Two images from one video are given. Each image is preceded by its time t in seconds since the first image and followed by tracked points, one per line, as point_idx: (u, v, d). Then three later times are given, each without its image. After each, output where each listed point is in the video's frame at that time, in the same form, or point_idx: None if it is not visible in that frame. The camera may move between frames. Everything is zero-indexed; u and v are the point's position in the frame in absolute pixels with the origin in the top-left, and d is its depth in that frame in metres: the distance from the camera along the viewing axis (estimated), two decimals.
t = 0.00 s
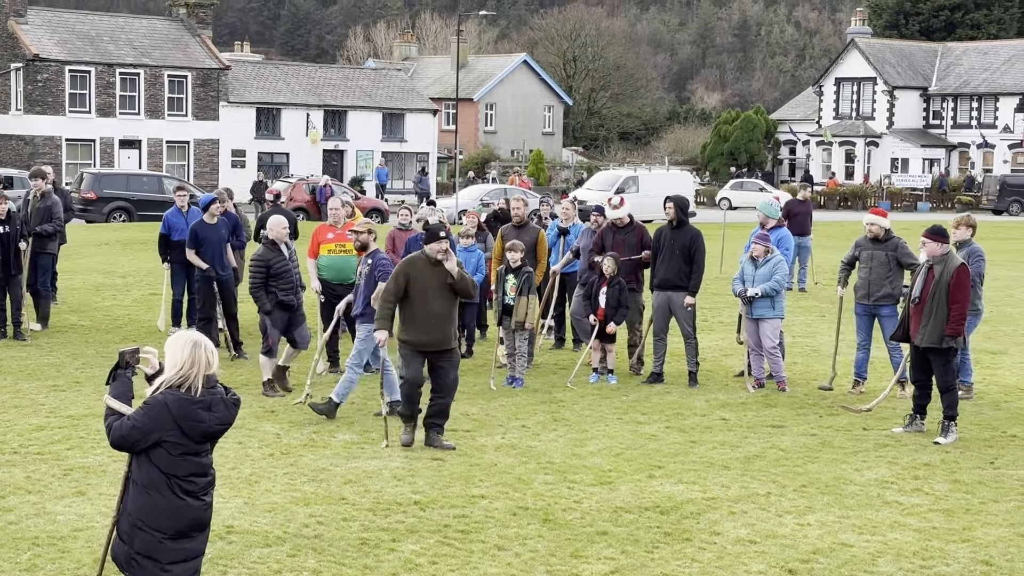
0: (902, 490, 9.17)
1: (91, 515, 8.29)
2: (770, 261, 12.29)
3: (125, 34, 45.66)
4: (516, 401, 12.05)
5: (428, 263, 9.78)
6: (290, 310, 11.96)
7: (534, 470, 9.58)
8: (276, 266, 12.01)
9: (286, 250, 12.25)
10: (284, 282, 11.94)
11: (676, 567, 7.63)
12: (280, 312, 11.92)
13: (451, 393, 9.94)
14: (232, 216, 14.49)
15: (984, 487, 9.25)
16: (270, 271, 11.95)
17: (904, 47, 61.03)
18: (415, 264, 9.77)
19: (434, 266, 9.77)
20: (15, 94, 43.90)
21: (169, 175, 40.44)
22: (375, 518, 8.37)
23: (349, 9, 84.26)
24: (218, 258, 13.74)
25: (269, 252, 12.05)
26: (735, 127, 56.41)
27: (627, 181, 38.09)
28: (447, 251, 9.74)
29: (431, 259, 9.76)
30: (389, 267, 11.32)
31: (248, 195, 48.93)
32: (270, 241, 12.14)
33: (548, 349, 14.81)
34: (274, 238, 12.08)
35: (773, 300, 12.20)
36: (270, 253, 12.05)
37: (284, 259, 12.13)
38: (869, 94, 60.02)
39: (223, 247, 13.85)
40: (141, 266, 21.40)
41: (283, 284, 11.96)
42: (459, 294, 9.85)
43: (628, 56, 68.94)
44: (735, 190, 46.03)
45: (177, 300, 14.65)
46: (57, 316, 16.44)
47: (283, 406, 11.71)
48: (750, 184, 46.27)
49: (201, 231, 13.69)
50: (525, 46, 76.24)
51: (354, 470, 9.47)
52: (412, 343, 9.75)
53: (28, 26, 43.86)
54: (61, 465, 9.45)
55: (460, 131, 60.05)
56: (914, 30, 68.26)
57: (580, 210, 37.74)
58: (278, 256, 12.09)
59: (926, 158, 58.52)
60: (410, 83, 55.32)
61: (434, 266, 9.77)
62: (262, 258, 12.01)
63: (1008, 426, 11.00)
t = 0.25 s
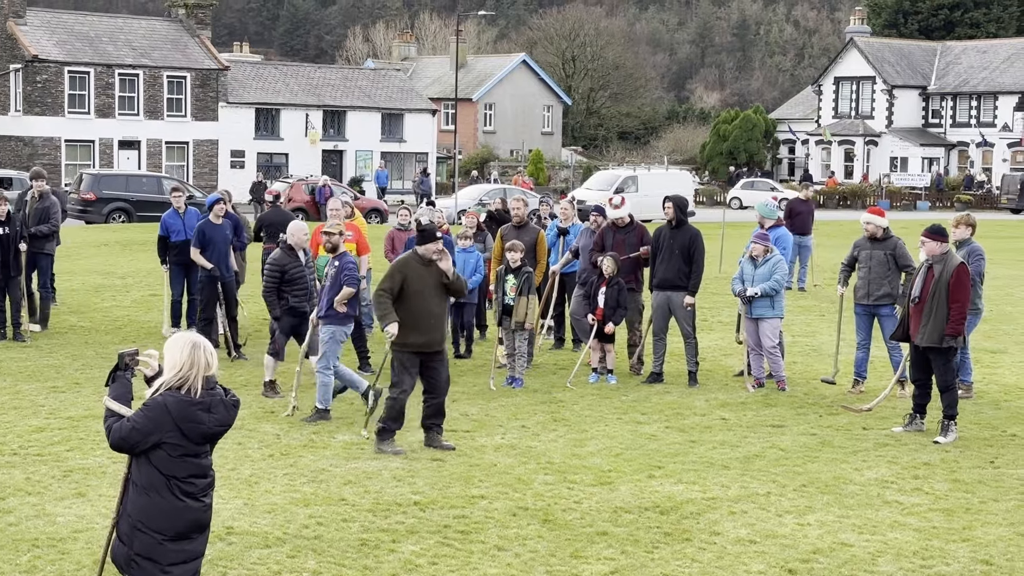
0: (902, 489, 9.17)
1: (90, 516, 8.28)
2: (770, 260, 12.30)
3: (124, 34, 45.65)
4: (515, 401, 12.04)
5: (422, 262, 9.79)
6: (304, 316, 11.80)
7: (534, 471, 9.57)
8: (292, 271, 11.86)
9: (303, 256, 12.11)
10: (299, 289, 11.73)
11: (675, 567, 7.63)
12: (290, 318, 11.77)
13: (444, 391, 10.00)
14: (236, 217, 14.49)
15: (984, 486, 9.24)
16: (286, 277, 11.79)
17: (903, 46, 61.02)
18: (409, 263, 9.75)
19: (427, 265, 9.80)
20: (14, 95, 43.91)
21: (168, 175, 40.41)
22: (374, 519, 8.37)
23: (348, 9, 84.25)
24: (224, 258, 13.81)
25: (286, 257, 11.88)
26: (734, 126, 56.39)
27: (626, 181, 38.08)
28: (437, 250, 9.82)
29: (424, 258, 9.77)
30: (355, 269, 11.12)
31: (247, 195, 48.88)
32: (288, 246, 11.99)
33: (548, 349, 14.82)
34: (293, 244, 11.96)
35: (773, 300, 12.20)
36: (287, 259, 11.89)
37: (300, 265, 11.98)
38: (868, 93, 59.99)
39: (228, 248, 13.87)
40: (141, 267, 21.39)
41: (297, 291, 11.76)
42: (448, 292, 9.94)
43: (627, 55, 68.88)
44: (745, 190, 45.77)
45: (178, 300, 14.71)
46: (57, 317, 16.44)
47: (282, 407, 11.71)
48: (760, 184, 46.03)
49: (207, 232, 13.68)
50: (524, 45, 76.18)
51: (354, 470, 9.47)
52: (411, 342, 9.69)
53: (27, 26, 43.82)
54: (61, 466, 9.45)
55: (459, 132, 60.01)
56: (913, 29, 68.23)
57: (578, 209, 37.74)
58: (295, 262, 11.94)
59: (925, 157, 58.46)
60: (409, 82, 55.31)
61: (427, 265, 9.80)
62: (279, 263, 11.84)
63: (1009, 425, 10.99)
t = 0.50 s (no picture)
0: (905, 487, 9.17)
1: (94, 516, 8.29)
2: (773, 259, 12.29)
3: (126, 34, 45.67)
4: (519, 400, 12.04)
5: (411, 265, 9.86)
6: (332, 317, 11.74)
7: (538, 470, 9.58)
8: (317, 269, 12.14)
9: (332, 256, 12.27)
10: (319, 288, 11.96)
11: (679, 566, 7.63)
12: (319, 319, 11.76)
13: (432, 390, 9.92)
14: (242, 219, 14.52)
15: (988, 485, 9.24)
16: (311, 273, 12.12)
17: (905, 44, 61.04)
18: (402, 267, 9.80)
19: (415, 267, 9.86)
20: (17, 95, 43.91)
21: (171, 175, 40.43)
22: (378, 519, 8.37)
23: (350, 8, 84.22)
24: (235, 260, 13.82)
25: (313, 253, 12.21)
26: (737, 125, 56.36)
27: (628, 180, 38.09)
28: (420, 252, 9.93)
29: (414, 261, 9.84)
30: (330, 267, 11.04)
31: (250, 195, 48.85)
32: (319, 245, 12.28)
33: (550, 347, 14.81)
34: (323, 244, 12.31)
35: (776, 299, 12.20)
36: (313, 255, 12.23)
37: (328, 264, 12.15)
38: (871, 91, 59.99)
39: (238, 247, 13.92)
40: (143, 267, 21.40)
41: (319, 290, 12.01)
42: (433, 291, 10.09)
43: (629, 54, 68.86)
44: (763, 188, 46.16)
45: (179, 299, 14.66)
46: (60, 317, 16.45)
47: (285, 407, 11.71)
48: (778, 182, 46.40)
49: (218, 230, 13.72)
50: (526, 45, 76.14)
51: (357, 470, 9.48)
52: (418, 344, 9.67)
53: (29, 27, 43.86)
54: (64, 467, 9.45)
55: (461, 131, 60.00)
56: (915, 27, 68.21)
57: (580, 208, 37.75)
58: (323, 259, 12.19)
59: (928, 155, 58.43)
60: (411, 82, 55.30)
61: (416, 267, 9.87)
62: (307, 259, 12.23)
63: (1012, 423, 10.98)
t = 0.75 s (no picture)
0: (911, 485, 9.16)
1: (100, 515, 8.31)
2: (778, 257, 12.29)
3: (129, 34, 45.70)
4: (524, 398, 12.04)
5: (410, 264, 9.69)
6: (348, 312, 11.85)
7: (543, 468, 9.57)
8: (338, 263, 11.87)
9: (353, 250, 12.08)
10: (343, 282, 11.79)
11: (685, 564, 7.63)
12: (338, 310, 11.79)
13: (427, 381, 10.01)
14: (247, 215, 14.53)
15: (993, 482, 9.23)
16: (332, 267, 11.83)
17: (909, 42, 60.97)
18: (402, 269, 9.62)
19: (413, 267, 9.70)
20: (21, 95, 43.98)
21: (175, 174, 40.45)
22: (384, 517, 8.38)
23: (354, 7, 84.25)
24: (243, 256, 13.91)
25: (334, 248, 11.91)
26: (740, 122, 56.33)
27: (632, 178, 38.09)
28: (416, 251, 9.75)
29: (413, 260, 9.69)
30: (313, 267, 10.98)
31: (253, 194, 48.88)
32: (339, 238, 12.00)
33: (555, 345, 14.79)
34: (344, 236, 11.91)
35: (781, 296, 12.19)
36: (333, 248, 11.92)
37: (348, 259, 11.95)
38: (875, 88, 59.92)
39: (244, 244, 13.95)
40: (148, 266, 21.44)
41: (342, 284, 11.82)
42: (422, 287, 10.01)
43: (633, 52, 68.84)
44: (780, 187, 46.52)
45: (183, 298, 14.70)
46: (66, 316, 16.49)
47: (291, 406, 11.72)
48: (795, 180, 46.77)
49: (225, 230, 13.75)
50: (530, 43, 76.12)
51: (362, 468, 9.48)
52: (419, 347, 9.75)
53: (32, 27, 43.89)
54: (71, 465, 9.47)
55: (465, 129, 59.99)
56: (919, 24, 68.13)
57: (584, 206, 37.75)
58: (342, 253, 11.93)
59: (932, 152, 58.38)
60: (415, 80, 55.32)
61: (413, 266, 9.72)
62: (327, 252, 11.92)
63: (1018, 420, 10.97)
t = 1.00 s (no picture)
0: (918, 480, 9.17)
1: (109, 511, 8.33)
2: (784, 252, 12.29)
3: (134, 32, 45.72)
4: (530, 395, 12.04)
5: (411, 260, 9.66)
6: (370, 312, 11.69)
7: (549, 464, 9.58)
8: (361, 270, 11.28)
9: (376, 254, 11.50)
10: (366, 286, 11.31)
11: (693, 560, 7.63)
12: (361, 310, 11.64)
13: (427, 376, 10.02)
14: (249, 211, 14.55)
15: (1000, 477, 9.24)
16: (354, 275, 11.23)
17: (914, 37, 60.84)
18: (405, 264, 9.58)
19: (414, 262, 9.66)
20: (26, 92, 44.03)
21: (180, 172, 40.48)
22: (391, 513, 8.39)
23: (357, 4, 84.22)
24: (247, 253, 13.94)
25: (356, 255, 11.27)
26: (745, 118, 56.24)
27: (637, 174, 38.06)
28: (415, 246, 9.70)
29: (415, 256, 9.67)
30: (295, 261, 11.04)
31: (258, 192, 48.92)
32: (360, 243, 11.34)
33: (561, 342, 14.77)
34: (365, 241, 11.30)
35: (787, 292, 12.18)
36: (356, 254, 11.28)
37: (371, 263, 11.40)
38: (879, 84, 59.80)
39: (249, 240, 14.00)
40: (154, 263, 21.47)
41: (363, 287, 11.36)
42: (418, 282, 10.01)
43: (637, 48, 68.76)
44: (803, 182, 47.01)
45: (188, 295, 14.70)
46: (72, 313, 16.52)
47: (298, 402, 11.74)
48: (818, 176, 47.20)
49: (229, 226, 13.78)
50: (533, 39, 76.02)
51: (369, 465, 9.49)
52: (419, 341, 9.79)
53: (37, 24, 43.94)
54: (78, 462, 9.49)
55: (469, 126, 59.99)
56: (924, 19, 67.96)
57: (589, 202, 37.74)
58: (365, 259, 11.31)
59: (937, 148, 58.25)
60: (419, 77, 55.30)
61: (415, 261, 9.69)
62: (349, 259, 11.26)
63: None
